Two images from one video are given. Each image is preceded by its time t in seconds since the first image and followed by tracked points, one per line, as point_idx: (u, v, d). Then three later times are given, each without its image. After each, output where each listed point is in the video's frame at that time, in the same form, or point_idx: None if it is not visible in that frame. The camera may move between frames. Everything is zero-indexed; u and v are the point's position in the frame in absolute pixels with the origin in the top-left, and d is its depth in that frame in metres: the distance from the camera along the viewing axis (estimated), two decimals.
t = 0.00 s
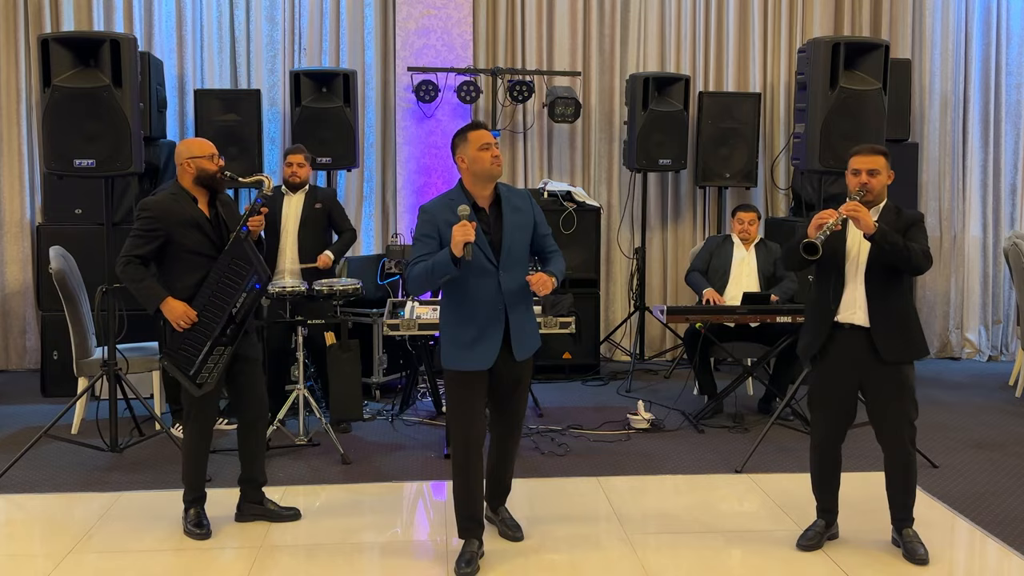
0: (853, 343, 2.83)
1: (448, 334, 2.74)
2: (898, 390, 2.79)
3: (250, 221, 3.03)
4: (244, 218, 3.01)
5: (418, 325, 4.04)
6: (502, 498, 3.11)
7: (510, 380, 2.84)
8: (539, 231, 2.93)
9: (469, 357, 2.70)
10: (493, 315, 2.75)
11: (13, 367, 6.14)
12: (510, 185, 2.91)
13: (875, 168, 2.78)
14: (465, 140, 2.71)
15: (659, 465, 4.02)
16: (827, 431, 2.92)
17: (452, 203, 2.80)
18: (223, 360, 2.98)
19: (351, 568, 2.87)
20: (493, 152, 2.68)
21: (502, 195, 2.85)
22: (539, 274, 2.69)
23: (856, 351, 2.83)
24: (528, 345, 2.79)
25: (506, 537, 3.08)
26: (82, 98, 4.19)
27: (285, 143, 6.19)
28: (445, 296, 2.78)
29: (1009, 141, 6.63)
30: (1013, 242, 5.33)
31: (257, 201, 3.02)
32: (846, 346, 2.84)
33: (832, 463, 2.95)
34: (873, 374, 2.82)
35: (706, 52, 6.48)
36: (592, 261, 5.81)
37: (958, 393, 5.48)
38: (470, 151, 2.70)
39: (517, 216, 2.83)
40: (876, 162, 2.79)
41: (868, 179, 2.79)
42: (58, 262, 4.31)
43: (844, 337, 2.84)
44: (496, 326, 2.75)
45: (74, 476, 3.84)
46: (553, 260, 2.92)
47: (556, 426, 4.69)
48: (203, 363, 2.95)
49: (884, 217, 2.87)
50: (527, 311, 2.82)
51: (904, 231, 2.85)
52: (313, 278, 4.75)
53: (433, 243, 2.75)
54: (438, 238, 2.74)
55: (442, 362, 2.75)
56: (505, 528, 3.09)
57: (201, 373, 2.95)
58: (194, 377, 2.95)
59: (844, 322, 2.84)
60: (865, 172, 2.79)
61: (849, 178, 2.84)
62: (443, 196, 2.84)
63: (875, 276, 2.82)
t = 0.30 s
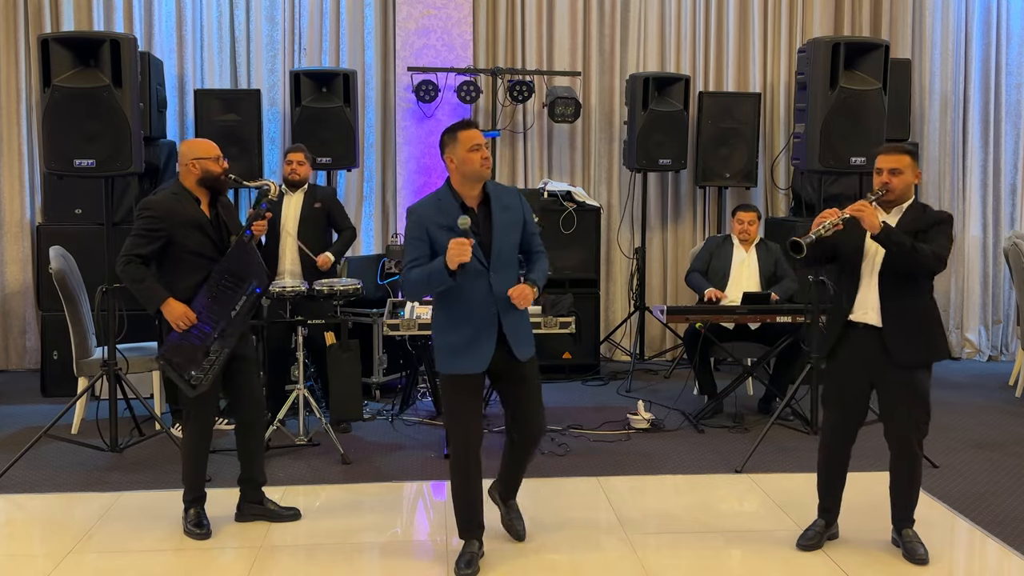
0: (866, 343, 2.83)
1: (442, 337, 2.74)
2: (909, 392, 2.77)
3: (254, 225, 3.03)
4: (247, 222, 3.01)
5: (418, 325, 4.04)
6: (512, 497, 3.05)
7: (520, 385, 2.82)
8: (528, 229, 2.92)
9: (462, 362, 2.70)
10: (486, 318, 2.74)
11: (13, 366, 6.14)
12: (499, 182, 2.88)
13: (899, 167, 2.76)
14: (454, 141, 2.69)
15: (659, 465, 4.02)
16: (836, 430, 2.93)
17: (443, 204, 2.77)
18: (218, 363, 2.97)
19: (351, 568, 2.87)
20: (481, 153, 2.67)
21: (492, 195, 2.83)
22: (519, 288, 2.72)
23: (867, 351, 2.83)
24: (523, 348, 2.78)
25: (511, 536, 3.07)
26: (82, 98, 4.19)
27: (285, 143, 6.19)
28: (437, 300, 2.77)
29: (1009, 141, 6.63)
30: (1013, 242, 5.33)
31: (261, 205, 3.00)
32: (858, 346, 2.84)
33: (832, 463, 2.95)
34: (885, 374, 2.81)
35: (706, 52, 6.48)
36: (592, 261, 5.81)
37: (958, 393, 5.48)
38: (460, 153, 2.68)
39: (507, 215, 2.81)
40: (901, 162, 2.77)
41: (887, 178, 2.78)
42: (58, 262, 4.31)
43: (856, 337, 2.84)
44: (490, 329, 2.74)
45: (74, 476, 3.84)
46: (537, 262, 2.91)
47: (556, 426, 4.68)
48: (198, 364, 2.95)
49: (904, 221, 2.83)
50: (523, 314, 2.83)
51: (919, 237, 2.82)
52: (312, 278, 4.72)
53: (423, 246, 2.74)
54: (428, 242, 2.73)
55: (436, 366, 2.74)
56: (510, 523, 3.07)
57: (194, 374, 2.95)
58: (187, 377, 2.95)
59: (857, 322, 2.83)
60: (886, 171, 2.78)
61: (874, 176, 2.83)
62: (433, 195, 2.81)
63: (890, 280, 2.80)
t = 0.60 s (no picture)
0: (869, 342, 2.84)
1: (439, 343, 2.73)
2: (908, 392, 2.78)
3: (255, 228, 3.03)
4: (247, 226, 3.01)
5: (418, 325, 4.04)
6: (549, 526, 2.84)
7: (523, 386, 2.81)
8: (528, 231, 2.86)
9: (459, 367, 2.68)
10: (484, 322, 2.71)
11: (13, 366, 6.14)
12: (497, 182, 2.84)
13: (915, 167, 2.75)
14: (448, 143, 2.69)
15: (659, 465, 4.02)
16: (839, 429, 2.93)
17: (439, 206, 2.73)
18: (207, 364, 2.97)
19: (351, 568, 2.87)
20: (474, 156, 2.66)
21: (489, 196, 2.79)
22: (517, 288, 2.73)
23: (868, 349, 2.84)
24: (523, 351, 2.73)
25: (558, 562, 2.83)
26: (82, 98, 4.19)
27: (285, 143, 6.19)
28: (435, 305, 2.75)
29: (1009, 141, 6.63)
30: (1013, 242, 5.33)
31: (263, 209, 3.00)
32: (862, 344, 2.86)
33: (830, 463, 2.96)
34: (886, 374, 2.81)
35: (706, 51, 6.48)
36: (591, 261, 5.81)
37: (958, 393, 5.48)
38: (453, 156, 2.68)
39: (504, 216, 2.77)
40: (919, 162, 2.76)
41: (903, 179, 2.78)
42: (58, 262, 4.31)
43: (861, 335, 2.86)
44: (487, 333, 2.71)
45: (73, 476, 3.84)
46: (537, 262, 2.86)
47: (556, 426, 4.68)
48: (187, 365, 2.96)
49: (915, 226, 2.81)
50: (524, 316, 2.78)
51: (929, 242, 2.79)
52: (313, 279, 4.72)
53: (418, 253, 2.72)
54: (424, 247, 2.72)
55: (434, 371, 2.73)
56: (559, 555, 2.82)
57: (183, 374, 2.96)
58: (175, 377, 2.96)
59: (863, 321, 2.87)
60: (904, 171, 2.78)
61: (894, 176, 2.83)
62: (429, 198, 2.76)
63: (893, 283, 2.79)
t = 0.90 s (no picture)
0: (866, 341, 2.84)
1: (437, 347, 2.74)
2: (908, 392, 2.77)
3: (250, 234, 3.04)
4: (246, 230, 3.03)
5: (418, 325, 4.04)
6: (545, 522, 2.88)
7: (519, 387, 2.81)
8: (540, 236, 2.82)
9: (455, 370, 2.69)
10: (480, 327, 2.70)
11: (13, 367, 6.14)
12: (507, 187, 2.82)
13: (920, 169, 2.75)
14: (444, 153, 2.68)
15: (659, 465, 4.02)
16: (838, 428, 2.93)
17: (439, 214, 2.75)
18: (196, 367, 2.97)
19: (351, 568, 2.87)
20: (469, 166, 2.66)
21: (492, 200, 2.76)
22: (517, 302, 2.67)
23: (867, 349, 2.84)
24: (523, 358, 2.70)
25: (549, 564, 2.86)
26: (83, 98, 4.20)
27: (285, 143, 6.19)
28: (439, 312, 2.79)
29: (1009, 141, 6.63)
30: (1013, 242, 5.32)
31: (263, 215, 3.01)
32: (860, 344, 2.86)
33: (830, 463, 2.96)
34: (884, 374, 2.81)
35: (706, 51, 6.48)
36: (592, 261, 5.81)
37: (958, 393, 5.48)
38: (447, 166, 2.68)
39: (506, 221, 2.75)
40: (925, 163, 2.75)
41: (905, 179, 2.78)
42: (58, 262, 4.30)
43: (860, 335, 2.86)
44: (485, 339, 2.70)
45: (73, 476, 3.84)
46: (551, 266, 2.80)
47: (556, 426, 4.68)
48: (176, 365, 2.95)
49: (914, 231, 2.81)
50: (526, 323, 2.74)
51: (925, 247, 2.79)
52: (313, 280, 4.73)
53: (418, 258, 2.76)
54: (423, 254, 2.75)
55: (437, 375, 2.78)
56: (549, 555, 2.86)
57: (172, 375, 2.96)
58: (165, 377, 2.96)
59: (861, 320, 2.87)
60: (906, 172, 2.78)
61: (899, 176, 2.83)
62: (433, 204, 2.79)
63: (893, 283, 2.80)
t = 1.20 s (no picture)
0: (862, 341, 2.84)
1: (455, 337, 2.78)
2: (904, 390, 2.78)
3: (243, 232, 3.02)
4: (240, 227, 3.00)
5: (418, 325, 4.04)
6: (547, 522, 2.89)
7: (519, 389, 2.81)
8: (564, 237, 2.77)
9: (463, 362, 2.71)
10: (492, 321, 2.70)
11: (13, 367, 6.13)
12: (537, 186, 2.77)
13: (910, 167, 2.75)
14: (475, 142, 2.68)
15: (659, 465, 4.02)
16: (835, 427, 2.93)
17: (464, 206, 2.75)
18: (194, 363, 2.96)
19: (351, 568, 2.87)
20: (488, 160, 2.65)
21: (517, 199, 2.73)
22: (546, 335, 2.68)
23: (863, 349, 2.84)
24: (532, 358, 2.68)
25: (548, 563, 2.87)
26: (82, 97, 4.26)
27: (285, 143, 6.19)
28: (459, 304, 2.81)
29: (1009, 141, 6.63)
30: (1013, 242, 5.32)
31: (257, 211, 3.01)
32: (856, 344, 2.86)
33: (830, 462, 2.96)
34: (880, 373, 2.81)
35: (706, 51, 6.48)
36: (592, 261, 5.81)
37: (958, 393, 5.48)
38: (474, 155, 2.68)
39: (528, 220, 2.71)
40: (914, 161, 2.75)
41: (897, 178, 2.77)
42: (58, 262, 4.30)
43: (855, 335, 2.87)
44: (495, 334, 2.69)
45: (73, 476, 3.84)
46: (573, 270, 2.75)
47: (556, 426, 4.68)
48: (173, 363, 2.94)
49: (907, 229, 2.81)
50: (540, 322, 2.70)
51: (921, 246, 2.78)
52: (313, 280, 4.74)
53: (442, 247, 2.78)
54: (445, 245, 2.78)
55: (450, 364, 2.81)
56: (549, 555, 2.86)
57: (169, 373, 2.94)
58: (162, 376, 2.94)
59: (856, 320, 2.87)
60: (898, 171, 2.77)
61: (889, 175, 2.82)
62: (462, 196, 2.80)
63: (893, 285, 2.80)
